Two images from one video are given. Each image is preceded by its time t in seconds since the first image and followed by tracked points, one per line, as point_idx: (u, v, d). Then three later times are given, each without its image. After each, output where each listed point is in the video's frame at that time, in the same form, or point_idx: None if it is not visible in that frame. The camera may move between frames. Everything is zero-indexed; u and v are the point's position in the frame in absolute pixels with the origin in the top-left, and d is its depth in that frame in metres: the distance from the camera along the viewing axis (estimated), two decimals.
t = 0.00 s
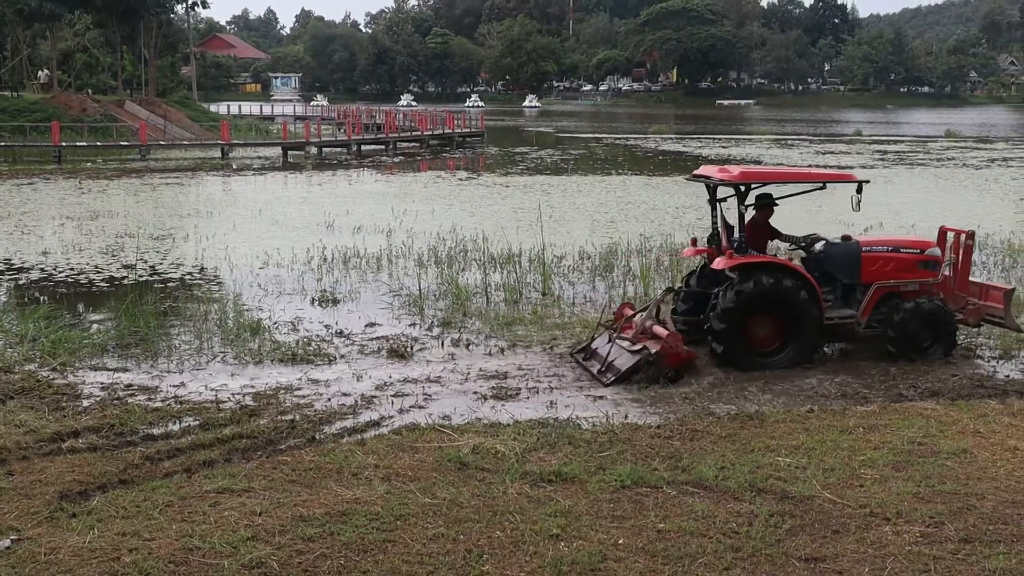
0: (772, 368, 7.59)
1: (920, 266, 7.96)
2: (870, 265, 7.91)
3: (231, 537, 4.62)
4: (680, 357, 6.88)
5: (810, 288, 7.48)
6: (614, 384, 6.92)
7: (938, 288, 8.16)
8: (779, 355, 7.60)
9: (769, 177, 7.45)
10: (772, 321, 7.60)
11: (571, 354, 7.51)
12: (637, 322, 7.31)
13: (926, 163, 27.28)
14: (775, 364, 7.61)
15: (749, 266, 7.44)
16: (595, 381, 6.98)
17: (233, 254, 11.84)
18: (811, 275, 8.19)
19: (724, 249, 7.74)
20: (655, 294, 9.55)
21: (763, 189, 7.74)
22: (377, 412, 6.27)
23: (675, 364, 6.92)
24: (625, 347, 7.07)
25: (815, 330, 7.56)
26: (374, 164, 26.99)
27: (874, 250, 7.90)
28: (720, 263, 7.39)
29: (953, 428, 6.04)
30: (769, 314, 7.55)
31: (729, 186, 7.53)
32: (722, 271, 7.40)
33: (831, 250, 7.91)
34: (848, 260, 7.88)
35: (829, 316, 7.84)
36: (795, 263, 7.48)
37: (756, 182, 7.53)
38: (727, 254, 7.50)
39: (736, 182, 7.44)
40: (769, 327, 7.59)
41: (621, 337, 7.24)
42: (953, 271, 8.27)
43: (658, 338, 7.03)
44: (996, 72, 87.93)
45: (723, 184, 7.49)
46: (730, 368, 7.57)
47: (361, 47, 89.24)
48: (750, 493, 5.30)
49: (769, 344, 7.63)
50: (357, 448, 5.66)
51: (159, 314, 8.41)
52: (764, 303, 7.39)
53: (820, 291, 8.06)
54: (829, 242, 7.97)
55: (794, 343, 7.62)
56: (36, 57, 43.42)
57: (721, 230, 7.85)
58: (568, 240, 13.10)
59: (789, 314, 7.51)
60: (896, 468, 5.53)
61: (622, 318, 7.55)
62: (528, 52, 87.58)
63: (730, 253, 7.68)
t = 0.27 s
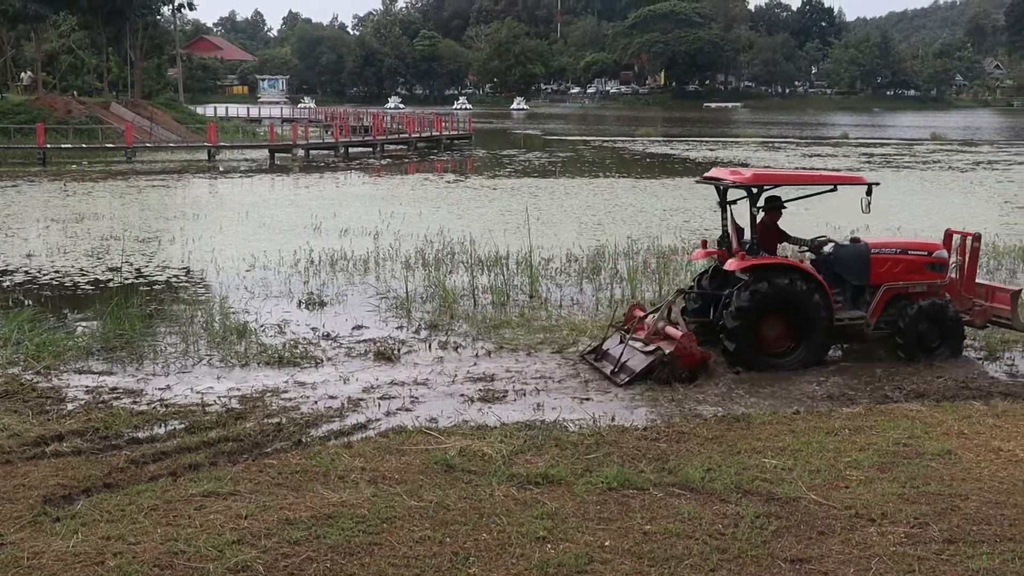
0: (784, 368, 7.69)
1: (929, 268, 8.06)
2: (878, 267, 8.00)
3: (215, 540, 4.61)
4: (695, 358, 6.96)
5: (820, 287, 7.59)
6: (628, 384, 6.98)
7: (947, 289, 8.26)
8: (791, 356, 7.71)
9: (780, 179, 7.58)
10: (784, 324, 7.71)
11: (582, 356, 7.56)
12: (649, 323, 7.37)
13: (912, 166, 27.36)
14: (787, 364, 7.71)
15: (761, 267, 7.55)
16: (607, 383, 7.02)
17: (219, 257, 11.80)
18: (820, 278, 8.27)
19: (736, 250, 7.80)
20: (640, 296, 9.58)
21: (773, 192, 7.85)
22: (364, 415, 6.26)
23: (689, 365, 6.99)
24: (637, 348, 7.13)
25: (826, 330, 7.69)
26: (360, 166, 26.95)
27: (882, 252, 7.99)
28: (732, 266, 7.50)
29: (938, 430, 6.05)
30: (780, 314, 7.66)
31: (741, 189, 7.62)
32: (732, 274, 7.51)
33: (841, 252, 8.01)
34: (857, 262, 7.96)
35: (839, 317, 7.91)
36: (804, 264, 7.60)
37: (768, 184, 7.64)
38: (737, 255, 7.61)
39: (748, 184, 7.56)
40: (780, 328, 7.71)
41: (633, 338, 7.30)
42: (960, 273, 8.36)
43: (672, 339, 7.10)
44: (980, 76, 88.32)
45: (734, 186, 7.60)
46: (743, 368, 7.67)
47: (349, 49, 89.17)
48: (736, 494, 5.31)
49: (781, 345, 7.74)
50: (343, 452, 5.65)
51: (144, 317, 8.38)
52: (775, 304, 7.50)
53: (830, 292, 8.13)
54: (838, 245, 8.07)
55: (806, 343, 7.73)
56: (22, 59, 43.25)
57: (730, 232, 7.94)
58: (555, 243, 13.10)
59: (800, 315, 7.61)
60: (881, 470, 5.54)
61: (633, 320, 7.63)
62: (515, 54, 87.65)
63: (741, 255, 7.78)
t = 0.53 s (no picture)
0: (775, 368, 7.77)
1: (914, 269, 8.20)
2: (865, 267, 8.13)
3: (179, 546, 4.59)
4: (688, 360, 6.98)
5: (809, 287, 7.67)
6: (622, 385, 7.04)
7: (931, 290, 8.42)
8: (781, 356, 7.79)
9: (771, 182, 7.63)
10: (776, 326, 7.81)
11: (574, 357, 7.62)
12: (641, 325, 7.46)
13: (878, 168, 27.55)
14: (777, 364, 7.79)
15: (750, 267, 7.62)
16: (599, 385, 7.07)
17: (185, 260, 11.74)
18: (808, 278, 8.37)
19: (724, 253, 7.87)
20: (609, 299, 9.59)
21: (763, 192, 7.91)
22: (331, 419, 6.24)
23: (682, 367, 7.02)
24: (630, 351, 7.20)
25: (816, 330, 7.76)
26: (328, 168, 26.89)
27: (868, 253, 8.12)
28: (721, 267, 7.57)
29: (902, 431, 6.08)
30: (769, 315, 7.75)
31: (731, 190, 7.66)
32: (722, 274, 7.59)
33: (828, 253, 8.13)
34: (844, 263, 8.08)
35: (827, 317, 8.01)
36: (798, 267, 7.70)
37: (757, 185, 7.69)
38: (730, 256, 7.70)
39: (739, 186, 7.60)
40: (772, 329, 7.80)
41: (625, 339, 7.38)
42: (944, 274, 8.57)
43: (664, 341, 7.14)
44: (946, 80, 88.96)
45: (725, 187, 7.65)
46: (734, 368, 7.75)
47: (316, 52, 88.64)
48: (702, 496, 5.33)
49: (771, 345, 7.82)
50: (309, 456, 5.63)
51: (108, 321, 8.32)
52: (768, 303, 7.58)
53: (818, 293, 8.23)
54: (825, 246, 8.19)
55: (797, 342, 7.80)
56: None
57: (719, 234, 8.00)
58: (523, 245, 13.13)
59: (790, 314, 7.69)
60: (846, 470, 5.58)
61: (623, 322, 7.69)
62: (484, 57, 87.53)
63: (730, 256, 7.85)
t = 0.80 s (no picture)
0: (755, 371, 7.87)
1: (888, 273, 8.34)
2: (840, 272, 8.26)
3: (135, 555, 4.55)
4: (668, 362, 6.97)
5: (787, 290, 7.78)
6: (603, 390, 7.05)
7: (904, 294, 8.61)
8: (760, 359, 7.89)
9: (750, 186, 7.70)
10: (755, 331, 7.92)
11: (556, 363, 7.64)
12: (620, 329, 7.48)
13: (837, 174, 27.80)
14: (757, 366, 7.88)
15: (728, 272, 7.71)
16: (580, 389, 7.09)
17: (143, 266, 11.65)
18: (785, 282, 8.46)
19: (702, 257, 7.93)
20: (569, 305, 9.64)
21: (742, 196, 7.98)
22: (290, 425, 6.21)
23: (663, 369, 7.02)
24: (610, 354, 7.22)
25: (794, 333, 7.88)
26: (287, 174, 26.73)
27: (844, 257, 8.24)
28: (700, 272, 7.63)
29: (861, 434, 6.13)
30: (749, 317, 7.83)
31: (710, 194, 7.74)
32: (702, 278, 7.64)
33: (804, 258, 8.25)
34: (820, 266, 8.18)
35: (804, 321, 8.13)
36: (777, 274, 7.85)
37: (736, 189, 7.76)
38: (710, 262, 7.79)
39: (718, 189, 7.66)
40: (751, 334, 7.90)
41: (605, 344, 7.40)
42: (917, 278, 8.76)
43: (644, 344, 7.17)
44: (904, 86, 89.97)
45: (705, 192, 7.72)
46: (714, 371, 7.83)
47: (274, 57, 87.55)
48: (662, 501, 5.35)
49: (750, 347, 7.90)
50: (268, 463, 5.60)
51: (64, 329, 8.24)
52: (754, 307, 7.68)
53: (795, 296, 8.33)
54: (800, 250, 8.31)
55: (775, 344, 7.91)
56: None
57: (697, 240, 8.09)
58: (483, 250, 13.14)
59: (767, 318, 7.80)
60: (805, 475, 5.61)
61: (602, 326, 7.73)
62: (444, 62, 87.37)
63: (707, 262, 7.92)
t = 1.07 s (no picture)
0: (722, 379, 8.02)
1: (849, 282, 8.50)
2: (804, 281, 8.37)
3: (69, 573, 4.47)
4: (640, 373, 7.11)
5: (754, 299, 7.93)
6: (575, 400, 7.13)
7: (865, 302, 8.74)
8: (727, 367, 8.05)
9: (717, 197, 7.78)
10: (721, 338, 8.04)
11: (523, 372, 7.69)
12: (589, 339, 7.55)
13: (779, 184, 28.15)
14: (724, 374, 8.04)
15: (697, 282, 7.80)
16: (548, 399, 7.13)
17: (81, 277, 11.50)
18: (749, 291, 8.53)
19: (667, 267, 7.99)
20: (515, 315, 9.65)
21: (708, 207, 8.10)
22: (232, 438, 6.15)
23: (634, 379, 7.16)
24: (581, 363, 7.30)
25: (761, 341, 8.04)
26: (230, 184, 26.47)
27: (808, 266, 8.36)
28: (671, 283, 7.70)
29: (802, 442, 6.18)
30: (716, 326, 7.96)
31: (679, 206, 7.81)
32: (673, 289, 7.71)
33: (768, 267, 8.29)
34: (784, 276, 8.28)
35: (771, 330, 8.22)
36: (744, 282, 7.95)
37: (705, 200, 7.88)
38: (677, 271, 7.85)
39: (686, 201, 7.73)
40: (718, 341, 8.03)
41: (573, 353, 7.47)
42: (877, 287, 8.91)
43: (615, 354, 7.25)
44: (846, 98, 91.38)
45: (674, 203, 7.79)
46: (682, 380, 7.95)
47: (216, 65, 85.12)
48: (606, 511, 5.36)
49: (717, 356, 8.05)
50: (209, 476, 5.54)
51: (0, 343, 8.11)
52: (721, 316, 7.81)
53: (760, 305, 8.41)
54: (765, 259, 8.37)
55: (741, 353, 8.08)
56: None
57: (663, 248, 8.12)
58: (428, 260, 13.14)
59: (734, 326, 7.94)
60: (748, 483, 5.64)
61: (568, 335, 7.77)
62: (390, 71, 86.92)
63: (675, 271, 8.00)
